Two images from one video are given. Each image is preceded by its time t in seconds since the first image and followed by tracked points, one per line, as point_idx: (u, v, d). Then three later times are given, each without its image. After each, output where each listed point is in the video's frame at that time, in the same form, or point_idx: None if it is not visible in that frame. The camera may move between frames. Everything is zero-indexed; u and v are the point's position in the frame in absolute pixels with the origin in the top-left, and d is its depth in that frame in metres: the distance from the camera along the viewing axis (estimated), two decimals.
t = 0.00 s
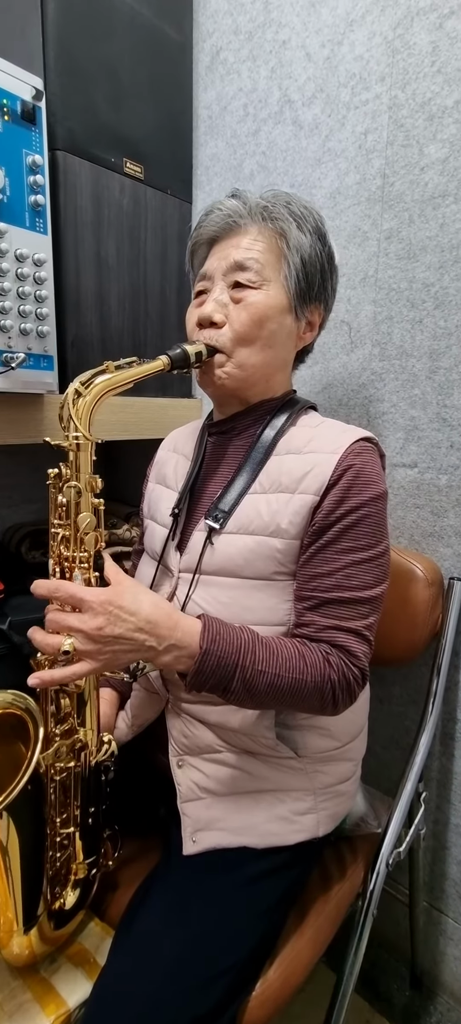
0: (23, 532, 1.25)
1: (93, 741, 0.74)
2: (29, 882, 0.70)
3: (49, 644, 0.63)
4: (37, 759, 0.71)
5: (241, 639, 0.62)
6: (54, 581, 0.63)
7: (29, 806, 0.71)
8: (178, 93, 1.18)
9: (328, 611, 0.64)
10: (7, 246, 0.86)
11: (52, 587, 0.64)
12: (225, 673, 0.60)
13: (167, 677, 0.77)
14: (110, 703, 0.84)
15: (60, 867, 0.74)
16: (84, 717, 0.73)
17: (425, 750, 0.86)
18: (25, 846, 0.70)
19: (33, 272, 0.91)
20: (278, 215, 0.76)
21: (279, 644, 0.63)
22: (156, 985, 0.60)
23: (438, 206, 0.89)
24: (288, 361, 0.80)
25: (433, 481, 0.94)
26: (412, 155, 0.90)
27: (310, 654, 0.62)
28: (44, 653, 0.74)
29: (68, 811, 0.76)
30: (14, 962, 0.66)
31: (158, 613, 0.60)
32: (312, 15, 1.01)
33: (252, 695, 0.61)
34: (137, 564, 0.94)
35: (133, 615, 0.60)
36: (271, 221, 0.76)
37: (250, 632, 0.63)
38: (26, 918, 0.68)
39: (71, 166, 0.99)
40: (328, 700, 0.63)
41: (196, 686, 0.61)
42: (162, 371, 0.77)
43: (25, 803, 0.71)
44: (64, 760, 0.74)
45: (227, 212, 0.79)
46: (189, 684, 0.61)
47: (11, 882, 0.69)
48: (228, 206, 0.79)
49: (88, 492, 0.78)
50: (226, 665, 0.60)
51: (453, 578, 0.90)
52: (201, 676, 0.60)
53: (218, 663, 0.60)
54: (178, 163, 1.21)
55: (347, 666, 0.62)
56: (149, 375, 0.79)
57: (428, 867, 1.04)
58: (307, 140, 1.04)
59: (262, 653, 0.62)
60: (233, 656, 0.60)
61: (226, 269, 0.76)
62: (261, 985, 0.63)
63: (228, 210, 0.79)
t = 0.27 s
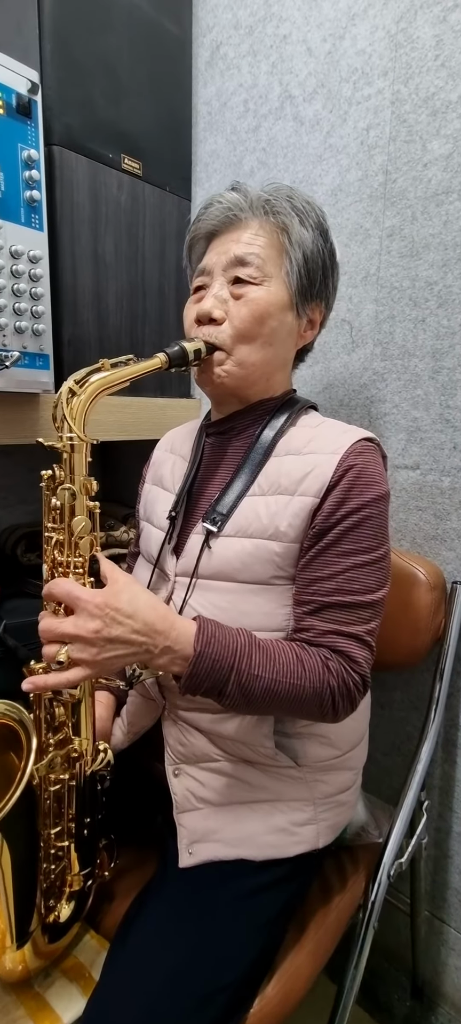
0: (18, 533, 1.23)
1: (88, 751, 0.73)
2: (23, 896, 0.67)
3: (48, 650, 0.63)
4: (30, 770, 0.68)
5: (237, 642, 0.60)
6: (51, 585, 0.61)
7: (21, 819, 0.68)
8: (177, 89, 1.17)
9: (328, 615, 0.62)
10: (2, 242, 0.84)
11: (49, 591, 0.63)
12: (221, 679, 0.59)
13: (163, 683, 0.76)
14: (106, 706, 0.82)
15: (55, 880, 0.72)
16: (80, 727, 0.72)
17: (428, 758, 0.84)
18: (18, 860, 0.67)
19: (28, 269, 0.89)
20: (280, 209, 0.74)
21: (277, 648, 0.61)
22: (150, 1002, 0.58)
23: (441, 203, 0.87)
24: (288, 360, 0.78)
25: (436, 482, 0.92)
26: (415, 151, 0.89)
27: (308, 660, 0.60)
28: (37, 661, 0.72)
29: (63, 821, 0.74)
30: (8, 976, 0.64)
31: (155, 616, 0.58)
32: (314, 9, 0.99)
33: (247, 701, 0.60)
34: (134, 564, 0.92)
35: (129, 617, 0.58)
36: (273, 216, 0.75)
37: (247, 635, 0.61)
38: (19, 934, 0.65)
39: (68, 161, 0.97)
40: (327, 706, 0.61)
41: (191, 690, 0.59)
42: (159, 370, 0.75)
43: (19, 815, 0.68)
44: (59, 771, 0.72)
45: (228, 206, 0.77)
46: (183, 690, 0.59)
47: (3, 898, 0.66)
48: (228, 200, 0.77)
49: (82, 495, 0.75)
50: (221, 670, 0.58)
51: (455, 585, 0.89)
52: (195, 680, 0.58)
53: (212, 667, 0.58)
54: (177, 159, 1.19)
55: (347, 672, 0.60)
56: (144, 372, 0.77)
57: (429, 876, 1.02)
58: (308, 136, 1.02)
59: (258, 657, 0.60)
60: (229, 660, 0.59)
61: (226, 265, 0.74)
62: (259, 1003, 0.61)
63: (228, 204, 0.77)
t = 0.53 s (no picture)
0: (15, 536, 1.21)
1: (86, 763, 0.71)
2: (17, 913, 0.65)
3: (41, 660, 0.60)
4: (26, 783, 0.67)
5: (238, 651, 0.58)
6: (49, 591, 0.60)
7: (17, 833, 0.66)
8: (179, 88, 1.15)
9: (332, 623, 0.61)
10: None
11: (47, 597, 0.61)
12: (221, 689, 0.57)
13: (162, 691, 0.74)
14: (105, 714, 0.80)
15: (50, 893, 0.70)
16: (78, 739, 0.70)
17: (432, 767, 0.82)
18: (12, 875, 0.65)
19: (26, 268, 0.87)
20: (286, 205, 0.73)
21: (279, 658, 0.59)
22: None
23: (446, 202, 0.86)
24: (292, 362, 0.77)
25: (440, 486, 0.91)
26: (420, 149, 0.87)
27: (312, 670, 0.59)
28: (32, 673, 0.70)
29: (58, 832, 0.72)
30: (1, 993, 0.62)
31: (153, 625, 0.57)
32: (317, 6, 0.98)
33: (249, 712, 0.58)
34: (133, 568, 0.91)
35: (126, 625, 0.56)
36: (280, 213, 0.73)
37: (248, 642, 0.59)
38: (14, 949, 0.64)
39: (67, 159, 0.96)
40: (331, 718, 0.59)
41: (190, 701, 0.57)
42: (162, 370, 0.74)
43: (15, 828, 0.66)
44: (55, 782, 0.70)
45: (232, 202, 0.75)
46: (182, 700, 0.57)
47: None
48: (233, 196, 0.75)
49: (82, 499, 0.74)
50: (222, 680, 0.57)
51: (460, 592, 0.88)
52: (194, 691, 0.57)
53: (212, 678, 0.57)
54: (178, 158, 1.17)
55: (351, 682, 0.59)
56: (146, 375, 0.76)
57: (432, 888, 1.00)
58: (310, 134, 1.01)
59: (260, 667, 0.58)
60: (230, 670, 0.57)
61: (231, 264, 0.73)
62: None
63: (233, 201, 0.75)
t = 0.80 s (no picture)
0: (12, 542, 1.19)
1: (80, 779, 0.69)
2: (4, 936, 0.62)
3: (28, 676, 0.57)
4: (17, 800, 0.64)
5: (239, 663, 0.56)
6: (43, 600, 0.57)
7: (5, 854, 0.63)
8: (180, 89, 1.14)
9: (335, 634, 0.59)
10: None
11: (41, 607, 0.58)
12: (221, 702, 0.55)
13: (160, 703, 0.72)
14: (101, 726, 0.78)
15: (41, 913, 0.67)
16: (71, 753, 0.67)
17: (437, 781, 0.80)
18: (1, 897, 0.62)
19: (23, 269, 0.86)
20: (290, 205, 0.71)
21: (281, 670, 0.57)
22: None
23: (451, 203, 0.84)
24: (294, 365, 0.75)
25: (445, 492, 0.89)
26: (424, 150, 0.86)
27: (315, 683, 0.57)
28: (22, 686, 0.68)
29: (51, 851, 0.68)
30: None
31: (150, 636, 0.55)
32: (319, 7, 0.97)
33: (250, 726, 0.56)
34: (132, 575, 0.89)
35: (121, 637, 0.54)
36: (282, 213, 0.72)
37: (250, 654, 0.58)
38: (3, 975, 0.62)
39: (67, 160, 0.94)
40: (335, 732, 0.57)
41: (189, 715, 0.55)
42: (161, 371, 0.72)
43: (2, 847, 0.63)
44: (48, 798, 0.67)
45: (234, 202, 0.74)
46: (180, 714, 0.55)
47: None
48: (234, 196, 0.74)
49: (77, 504, 0.72)
50: (222, 694, 0.55)
51: None
52: (192, 704, 0.55)
53: (212, 691, 0.55)
54: (178, 160, 1.16)
55: (356, 696, 0.57)
56: (143, 375, 0.74)
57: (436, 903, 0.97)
58: (312, 136, 1.00)
59: (262, 680, 0.56)
60: (230, 683, 0.55)
61: (232, 264, 0.71)
62: None
63: (234, 200, 0.74)
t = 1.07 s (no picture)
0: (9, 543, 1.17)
1: (73, 787, 0.67)
2: None
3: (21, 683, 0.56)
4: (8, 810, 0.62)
5: (241, 671, 0.55)
6: (36, 604, 0.56)
7: None
8: (185, 88, 1.13)
9: (340, 640, 0.57)
10: None
11: (33, 612, 0.57)
12: (222, 711, 0.53)
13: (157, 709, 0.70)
14: (97, 732, 0.77)
15: (32, 927, 0.66)
16: (64, 762, 0.66)
17: (440, 791, 0.78)
18: None
19: (24, 266, 0.84)
20: (295, 201, 0.70)
21: (284, 678, 0.56)
22: None
23: (458, 203, 0.83)
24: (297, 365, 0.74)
25: (450, 496, 0.87)
26: (431, 149, 0.85)
27: (318, 691, 0.55)
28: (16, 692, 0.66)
29: (43, 862, 0.68)
30: None
31: (147, 642, 0.53)
32: (326, 5, 0.96)
33: (251, 736, 0.54)
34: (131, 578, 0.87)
35: (117, 643, 0.52)
36: (287, 209, 0.70)
37: (251, 661, 0.56)
38: None
39: (69, 157, 0.93)
40: (339, 742, 0.56)
41: (189, 723, 0.54)
42: (161, 371, 0.71)
43: None
44: (40, 808, 0.66)
45: (237, 198, 0.73)
46: (178, 722, 0.54)
47: None
48: (238, 191, 0.73)
49: (73, 505, 0.70)
50: (222, 702, 0.53)
51: None
52: (192, 713, 0.53)
53: (212, 699, 0.53)
54: (182, 159, 1.15)
55: (361, 704, 0.55)
56: (143, 374, 0.72)
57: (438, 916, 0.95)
58: (318, 135, 0.99)
59: (264, 688, 0.54)
60: (231, 691, 0.53)
61: (235, 261, 0.70)
62: None
63: (238, 196, 0.73)
